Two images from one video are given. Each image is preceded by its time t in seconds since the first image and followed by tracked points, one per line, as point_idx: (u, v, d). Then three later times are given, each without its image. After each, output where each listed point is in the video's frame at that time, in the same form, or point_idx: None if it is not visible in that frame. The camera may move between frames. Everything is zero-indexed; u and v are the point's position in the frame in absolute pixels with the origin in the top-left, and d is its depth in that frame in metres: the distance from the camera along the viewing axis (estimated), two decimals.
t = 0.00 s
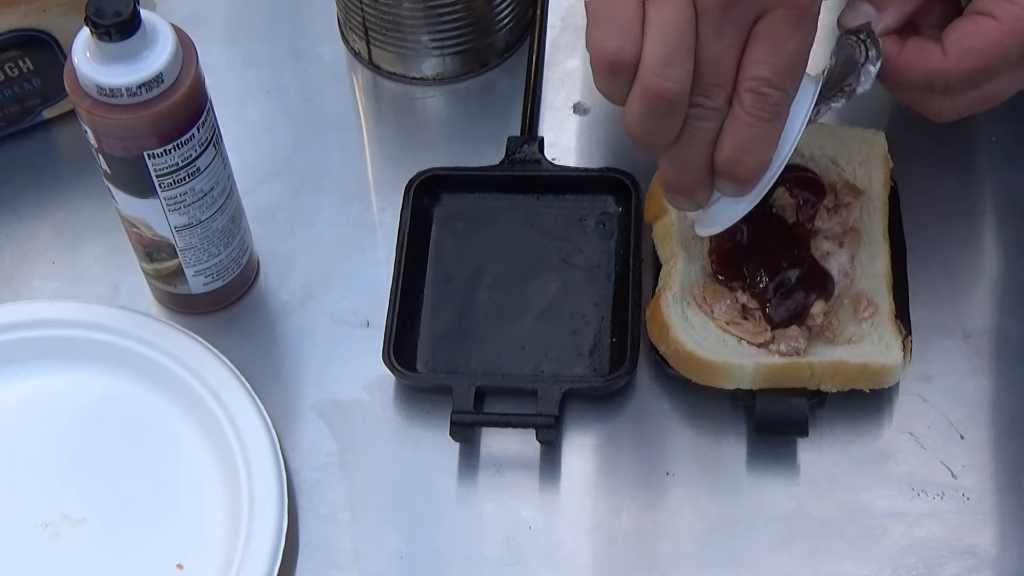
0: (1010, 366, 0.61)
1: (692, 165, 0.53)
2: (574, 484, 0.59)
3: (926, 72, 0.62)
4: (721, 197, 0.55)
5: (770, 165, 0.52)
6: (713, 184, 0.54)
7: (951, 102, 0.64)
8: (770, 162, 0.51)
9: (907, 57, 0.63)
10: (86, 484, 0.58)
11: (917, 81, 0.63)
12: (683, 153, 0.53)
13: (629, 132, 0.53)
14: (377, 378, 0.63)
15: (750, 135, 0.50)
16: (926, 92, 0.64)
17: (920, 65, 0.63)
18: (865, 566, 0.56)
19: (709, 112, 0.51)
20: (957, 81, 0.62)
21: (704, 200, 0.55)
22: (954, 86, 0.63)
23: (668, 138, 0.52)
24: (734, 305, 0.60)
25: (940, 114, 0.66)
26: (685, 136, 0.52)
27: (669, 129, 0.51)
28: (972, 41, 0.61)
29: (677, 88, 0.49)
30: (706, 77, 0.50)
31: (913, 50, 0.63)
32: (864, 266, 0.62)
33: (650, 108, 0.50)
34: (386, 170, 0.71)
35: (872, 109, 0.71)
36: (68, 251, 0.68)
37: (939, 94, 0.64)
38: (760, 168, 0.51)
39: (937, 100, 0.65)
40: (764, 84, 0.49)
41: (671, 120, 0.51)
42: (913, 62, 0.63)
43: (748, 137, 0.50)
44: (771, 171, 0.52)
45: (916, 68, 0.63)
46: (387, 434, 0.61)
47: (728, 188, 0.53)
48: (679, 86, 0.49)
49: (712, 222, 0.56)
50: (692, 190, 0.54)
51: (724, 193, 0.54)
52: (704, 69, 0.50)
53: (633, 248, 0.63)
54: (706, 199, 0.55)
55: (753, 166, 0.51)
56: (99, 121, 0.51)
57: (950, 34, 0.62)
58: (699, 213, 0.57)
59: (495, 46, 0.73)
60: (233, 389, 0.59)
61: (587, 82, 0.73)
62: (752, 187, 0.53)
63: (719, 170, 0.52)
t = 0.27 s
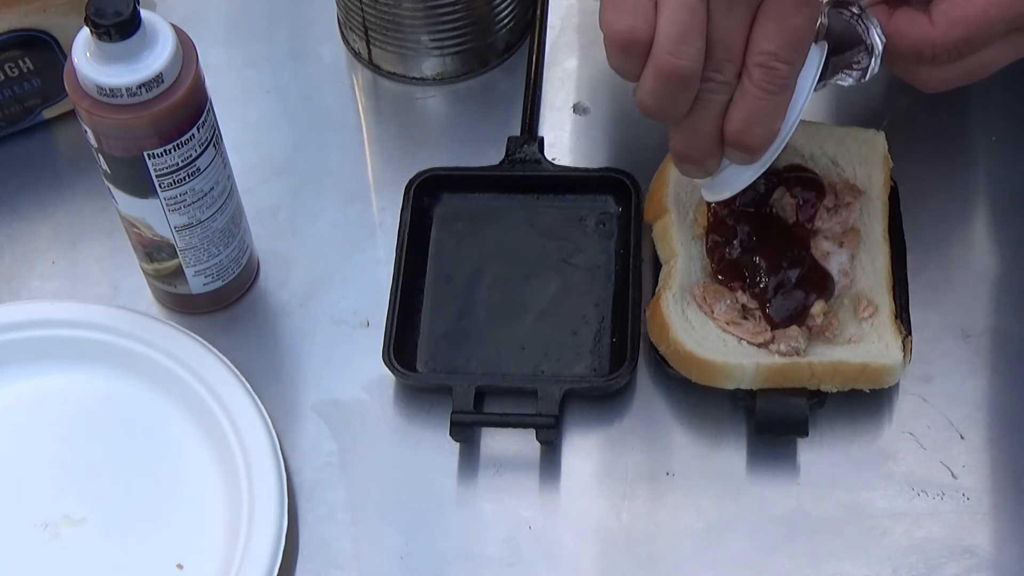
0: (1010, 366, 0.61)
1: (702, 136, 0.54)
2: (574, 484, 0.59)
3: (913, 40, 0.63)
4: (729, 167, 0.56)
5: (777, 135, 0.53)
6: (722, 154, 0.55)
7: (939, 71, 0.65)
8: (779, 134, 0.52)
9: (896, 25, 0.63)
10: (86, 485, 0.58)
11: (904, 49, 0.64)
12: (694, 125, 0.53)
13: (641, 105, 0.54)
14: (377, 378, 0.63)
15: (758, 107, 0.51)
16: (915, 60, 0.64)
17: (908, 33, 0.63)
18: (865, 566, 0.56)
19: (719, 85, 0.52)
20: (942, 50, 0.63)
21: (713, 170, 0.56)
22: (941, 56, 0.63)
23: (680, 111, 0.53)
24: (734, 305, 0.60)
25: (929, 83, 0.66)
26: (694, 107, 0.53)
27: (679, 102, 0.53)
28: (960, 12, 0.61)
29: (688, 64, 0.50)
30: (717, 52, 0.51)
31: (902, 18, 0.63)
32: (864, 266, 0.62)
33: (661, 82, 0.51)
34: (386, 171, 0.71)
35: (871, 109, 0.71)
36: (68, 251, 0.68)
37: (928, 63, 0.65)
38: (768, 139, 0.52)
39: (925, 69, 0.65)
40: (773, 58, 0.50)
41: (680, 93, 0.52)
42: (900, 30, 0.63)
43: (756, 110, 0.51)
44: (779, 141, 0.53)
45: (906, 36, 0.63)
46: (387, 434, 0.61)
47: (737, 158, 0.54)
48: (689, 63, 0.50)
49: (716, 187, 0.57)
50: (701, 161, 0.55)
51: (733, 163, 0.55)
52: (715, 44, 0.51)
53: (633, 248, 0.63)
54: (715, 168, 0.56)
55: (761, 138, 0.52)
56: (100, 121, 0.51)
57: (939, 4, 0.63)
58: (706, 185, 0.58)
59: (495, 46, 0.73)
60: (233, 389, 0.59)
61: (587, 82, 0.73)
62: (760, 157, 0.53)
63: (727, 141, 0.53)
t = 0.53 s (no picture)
0: (1011, 366, 0.61)
1: (688, 88, 0.54)
2: (574, 484, 0.59)
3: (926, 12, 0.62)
4: (721, 124, 0.56)
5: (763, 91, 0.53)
6: (711, 109, 0.55)
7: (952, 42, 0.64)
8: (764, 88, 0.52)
9: None
10: (86, 485, 0.58)
11: (916, 21, 0.62)
12: (679, 77, 0.54)
13: (629, 57, 0.55)
14: (377, 378, 0.63)
15: (740, 60, 0.51)
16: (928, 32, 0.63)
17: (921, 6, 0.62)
18: (865, 566, 0.56)
19: (703, 37, 0.52)
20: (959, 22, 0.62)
21: (704, 126, 0.56)
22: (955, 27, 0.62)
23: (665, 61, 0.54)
24: (734, 305, 0.60)
25: (942, 56, 0.66)
26: (680, 59, 0.54)
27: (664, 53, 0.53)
28: None
29: (667, 15, 0.51)
30: (700, 3, 0.51)
31: None
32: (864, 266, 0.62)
33: (642, 32, 0.52)
34: (386, 171, 0.71)
35: (872, 109, 0.71)
36: (68, 251, 0.68)
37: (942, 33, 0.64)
38: (752, 94, 0.52)
39: (938, 40, 0.64)
40: (754, 10, 0.50)
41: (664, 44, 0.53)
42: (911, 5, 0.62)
43: (736, 64, 0.51)
44: (766, 96, 0.53)
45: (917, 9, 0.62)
46: (387, 434, 0.61)
47: (724, 114, 0.54)
48: (666, 14, 0.51)
49: (710, 147, 0.57)
50: (690, 115, 0.56)
51: (722, 119, 0.55)
52: None
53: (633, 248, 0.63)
54: (705, 124, 0.56)
55: (744, 92, 0.52)
56: (100, 121, 0.51)
57: None
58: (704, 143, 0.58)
59: (495, 46, 0.73)
60: (233, 389, 0.59)
61: (587, 82, 0.73)
62: (747, 112, 0.54)
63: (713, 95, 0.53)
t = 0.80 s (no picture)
0: (1011, 366, 0.61)
1: (741, 93, 0.55)
2: (574, 484, 0.59)
3: None
4: (773, 122, 0.57)
5: (816, 89, 0.54)
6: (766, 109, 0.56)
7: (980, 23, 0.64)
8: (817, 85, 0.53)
9: None
10: (85, 485, 0.58)
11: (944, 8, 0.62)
12: (731, 82, 0.55)
13: (682, 65, 0.56)
14: (377, 378, 0.63)
15: (791, 60, 0.52)
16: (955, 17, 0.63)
17: None
18: (865, 567, 0.56)
19: (754, 42, 0.53)
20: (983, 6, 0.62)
21: (759, 127, 0.57)
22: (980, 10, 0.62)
23: (718, 69, 0.55)
24: (734, 304, 0.60)
25: (968, 40, 0.66)
26: (734, 63, 0.55)
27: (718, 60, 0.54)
28: None
29: (722, 24, 0.52)
30: (751, 8, 0.53)
31: None
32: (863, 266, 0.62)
33: (699, 43, 0.54)
34: (386, 171, 0.71)
35: (872, 109, 0.71)
36: (68, 251, 0.68)
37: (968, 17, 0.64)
38: (806, 92, 0.53)
39: (964, 24, 0.64)
40: (804, 11, 0.51)
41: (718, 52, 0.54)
42: None
43: (790, 64, 0.52)
44: (820, 92, 0.54)
45: None
46: (387, 434, 0.61)
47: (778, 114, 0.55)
48: (723, 22, 0.52)
49: (768, 144, 0.58)
50: (745, 117, 0.56)
51: (777, 117, 0.56)
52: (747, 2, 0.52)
53: (633, 248, 0.63)
54: (760, 124, 0.57)
55: (798, 91, 0.53)
56: (99, 121, 0.51)
57: None
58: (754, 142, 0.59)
59: (495, 46, 0.73)
60: (233, 389, 0.59)
61: (587, 82, 0.73)
62: (803, 110, 0.55)
63: (767, 96, 0.54)
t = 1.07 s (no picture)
0: (1011, 366, 0.61)
1: (733, 82, 0.55)
2: (574, 484, 0.59)
3: None
4: (771, 114, 0.57)
5: (808, 80, 0.53)
6: (759, 100, 0.56)
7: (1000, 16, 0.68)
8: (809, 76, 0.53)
9: None
10: (85, 485, 0.58)
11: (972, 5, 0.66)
12: (723, 71, 0.55)
13: (673, 53, 0.56)
14: (377, 378, 0.63)
15: (781, 51, 0.52)
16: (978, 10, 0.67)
17: None
18: (865, 567, 0.56)
19: (744, 31, 0.53)
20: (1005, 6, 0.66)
21: (756, 117, 0.57)
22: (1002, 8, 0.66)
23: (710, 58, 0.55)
24: (734, 304, 0.60)
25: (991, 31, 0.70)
26: (725, 53, 0.54)
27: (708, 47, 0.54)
28: None
29: (709, 14, 0.52)
30: None
31: None
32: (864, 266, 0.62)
33: (687, 34, 0.53)
34: (386, 171, 0.71)
35: (872, 109, 0.71)
36: (68, 251, 0.68)
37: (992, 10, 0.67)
38: (798, 83, 0.52)
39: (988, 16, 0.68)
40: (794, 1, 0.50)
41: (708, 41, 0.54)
42: None
43: (779, 55, 0.52)
44: (813, 82, 0.53)
45: None
46: (387, 434, 0.61)
47: (772, 105, 0.55)
48: (710, 12, 0.52)
49: (763, 135, 0.58)
50: (738, 108, 0.56)
51: (772, 110, 0.56)
52: None
53: (633, 248, 0.63)
54: (757, 116, 0.57)
55: (788, 82, 0.52)
56: (99, 121, 0.51)
57: None
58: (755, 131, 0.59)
59: (495, 46, 0.73)
60: (233, 389, 0.59)
61: (586, 82, 0.73)
62: (797, 102, 0.54)
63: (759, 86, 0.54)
